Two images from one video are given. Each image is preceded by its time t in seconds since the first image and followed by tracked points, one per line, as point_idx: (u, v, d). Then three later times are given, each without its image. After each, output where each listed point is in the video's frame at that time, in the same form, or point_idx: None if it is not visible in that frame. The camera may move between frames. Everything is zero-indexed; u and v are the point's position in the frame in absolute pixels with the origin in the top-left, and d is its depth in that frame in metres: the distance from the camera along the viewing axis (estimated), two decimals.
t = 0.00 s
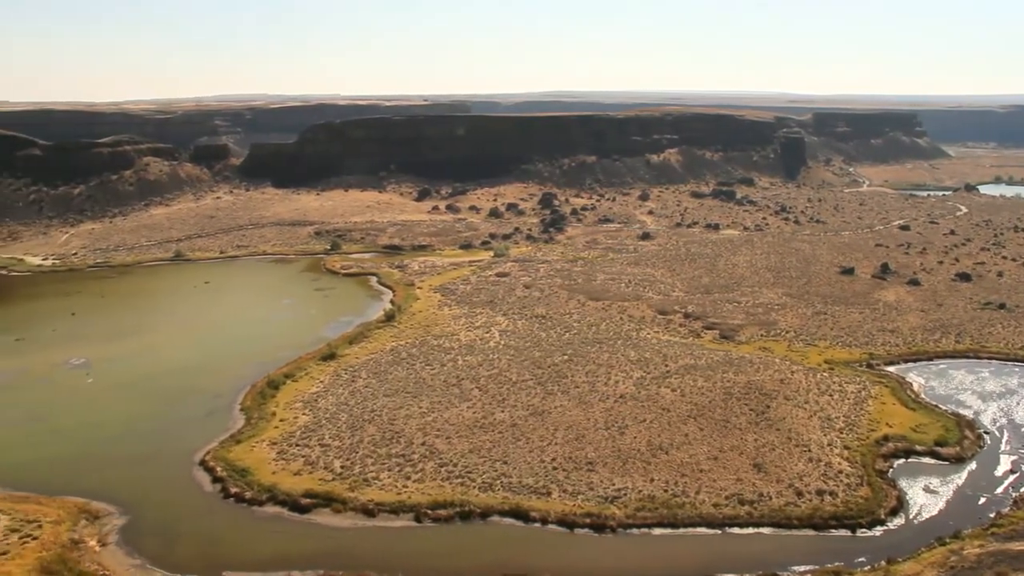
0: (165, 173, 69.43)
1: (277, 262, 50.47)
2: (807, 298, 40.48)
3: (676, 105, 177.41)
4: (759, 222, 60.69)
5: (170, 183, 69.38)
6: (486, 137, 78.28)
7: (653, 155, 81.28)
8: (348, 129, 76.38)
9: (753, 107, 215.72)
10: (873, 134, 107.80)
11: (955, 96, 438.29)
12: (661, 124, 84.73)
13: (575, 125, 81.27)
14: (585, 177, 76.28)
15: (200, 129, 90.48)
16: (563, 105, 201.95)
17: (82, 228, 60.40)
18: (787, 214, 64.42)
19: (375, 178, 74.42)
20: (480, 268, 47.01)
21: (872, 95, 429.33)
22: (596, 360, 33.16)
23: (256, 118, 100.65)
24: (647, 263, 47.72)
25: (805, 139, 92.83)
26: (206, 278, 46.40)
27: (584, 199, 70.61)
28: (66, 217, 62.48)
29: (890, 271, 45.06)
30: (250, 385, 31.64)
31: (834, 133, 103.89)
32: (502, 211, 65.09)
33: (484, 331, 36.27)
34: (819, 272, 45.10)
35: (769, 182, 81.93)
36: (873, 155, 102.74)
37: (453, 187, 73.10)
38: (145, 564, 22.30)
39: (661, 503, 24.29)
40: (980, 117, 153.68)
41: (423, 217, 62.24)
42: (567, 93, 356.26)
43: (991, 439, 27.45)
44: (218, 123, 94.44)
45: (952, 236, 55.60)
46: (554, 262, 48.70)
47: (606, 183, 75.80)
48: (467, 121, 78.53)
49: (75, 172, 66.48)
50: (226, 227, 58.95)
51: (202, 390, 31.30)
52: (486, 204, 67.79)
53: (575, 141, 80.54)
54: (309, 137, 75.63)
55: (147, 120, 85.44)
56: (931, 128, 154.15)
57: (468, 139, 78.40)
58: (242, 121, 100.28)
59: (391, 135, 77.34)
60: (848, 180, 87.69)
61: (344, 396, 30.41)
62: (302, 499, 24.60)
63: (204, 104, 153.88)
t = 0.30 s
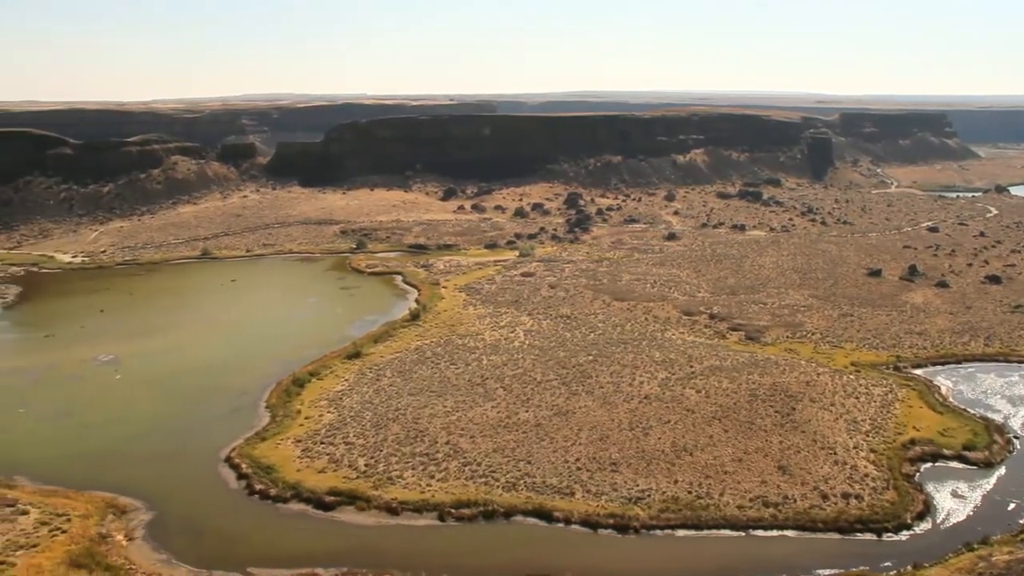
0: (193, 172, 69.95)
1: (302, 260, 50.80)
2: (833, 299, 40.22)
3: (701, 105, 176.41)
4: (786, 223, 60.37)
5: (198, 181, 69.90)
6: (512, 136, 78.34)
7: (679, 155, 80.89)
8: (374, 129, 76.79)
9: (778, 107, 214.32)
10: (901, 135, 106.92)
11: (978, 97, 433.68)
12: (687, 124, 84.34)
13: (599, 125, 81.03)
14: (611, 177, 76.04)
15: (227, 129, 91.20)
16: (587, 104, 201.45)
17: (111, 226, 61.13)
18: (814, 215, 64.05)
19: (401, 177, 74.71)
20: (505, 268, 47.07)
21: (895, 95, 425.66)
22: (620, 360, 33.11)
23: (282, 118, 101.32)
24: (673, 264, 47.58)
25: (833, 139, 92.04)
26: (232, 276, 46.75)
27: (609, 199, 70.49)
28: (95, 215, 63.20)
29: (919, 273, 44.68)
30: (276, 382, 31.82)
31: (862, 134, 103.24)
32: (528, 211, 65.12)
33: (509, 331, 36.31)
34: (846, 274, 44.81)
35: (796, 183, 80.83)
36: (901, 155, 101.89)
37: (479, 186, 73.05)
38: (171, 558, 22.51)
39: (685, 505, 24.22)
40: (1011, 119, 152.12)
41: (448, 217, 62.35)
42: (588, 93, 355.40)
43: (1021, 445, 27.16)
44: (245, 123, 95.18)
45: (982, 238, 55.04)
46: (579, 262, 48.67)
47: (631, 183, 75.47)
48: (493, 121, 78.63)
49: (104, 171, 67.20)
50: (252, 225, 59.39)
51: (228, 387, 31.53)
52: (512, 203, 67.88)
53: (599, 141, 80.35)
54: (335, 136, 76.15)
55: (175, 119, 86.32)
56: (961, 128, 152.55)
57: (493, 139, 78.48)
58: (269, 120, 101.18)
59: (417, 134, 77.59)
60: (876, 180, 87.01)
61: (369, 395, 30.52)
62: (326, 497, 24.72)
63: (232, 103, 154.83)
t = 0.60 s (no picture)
0: (220, 171, 70.52)
1: (327, 260, 51.10)
2: (860, 301, 39.93)
3: (728, 105, 175.15)
4: (812, 224, 60.02)
5: (225, 181, 70.46)
6: (537, 136, 78.34)
7: (705, 155, 80.13)
8: (400, 128, 77.14)
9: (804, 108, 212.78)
10: (930, 136, 105.87)
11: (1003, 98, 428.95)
12: (714, 124, 83.66)
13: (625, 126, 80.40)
14: (636, 178, 75.55)
15: (254, 128, 92.00)
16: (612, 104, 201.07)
17: (139, 224, 61.82)
18: (841, 216, 63.63)
19: (427, 176, 74.94)
20: (530, 268, 47.08)
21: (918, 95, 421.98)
22: (645, 361, 33.03)
23: (308, 118, 102.06)
24: (698, 264, 47.40)
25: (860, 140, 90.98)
26: (258, 275, 47.09)
27: (635, 199, 70.33)
28: (124, 213, 63.90)
29: (947, 275, 44.23)
30: (300, 381, 32.00)
31: (890, 134, 102.43)
32: (553, 211, 65.09)
33: (533, 331, 36.32)
34: (872, 276, 44.46)
35: (822, 185, 79.76)
36: (930, 156, 100.90)
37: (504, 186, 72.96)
38: (196, 554, 22.71)
39: (709, 507, 24.12)
40: None
41: (474, 216, 62.34)
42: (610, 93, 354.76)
43: None
44: (271, 122, 95.94)
45: (1013, 240, 54.42)
46: (604, 262, 48.63)
47: (657, 184, 74.95)
48: (519, 121, 78.67)
49: (133, 170, 67.92)
50: (279, 224, 59.79)
51: (253, 385, 31.72)
52: (537, 203, 67.91)
53: (624, 142, 79.83)
54: (361, 135, 76.64)
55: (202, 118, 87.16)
56: (991, 128, 150.79)
57: (518, 139, 78.51)
58: (296, 120, 102.08)
59: (442, 134, 77.86)
60: (903, 181, 86.19)
61: (393, 394, 30.63)
62: (350, 494, 24.83)
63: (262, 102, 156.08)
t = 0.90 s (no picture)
0: (250, 170, 71.08)
1: (355, 259, 51.40)
2: (889, 304, 39.58)
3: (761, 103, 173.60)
4: (842, 225, 59.64)
5: (254, 179, 71.00)
6: (565, 136, 78.28)
7: (733, 155, 79.41)
8: (428, 127, 77.55)
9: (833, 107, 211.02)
10: (963, 137, 104.64)
11: None
12: (743, 124, 82.84)
13: (653, 126, 79.80)
14: (664, 178, 74.99)
15: (282, 127, 92.73)
16: (639, 103, 200.53)
17: (169, 222, 62.55)
18: (871, 217, 63.12)
19: (455, 176, 75.21)
20: (558, 268, 47.07)
21: (944, 95, 417.51)
22: (672, 362, 32.93)
23: (336, 117, 102.93)
24: (727, 266, 47.19)
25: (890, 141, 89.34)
26: (286, 273, 47.41)
27: (664, 200, 70.07)
28: (154, 211, 64.65)
29: (979, 278, 43.69)
30: (328, 378, 32.18)
31: (921, 135, 101.47)
32: (580, 211, 65.01)
33: (560, 331, 36.31)
34: (903, 278, 44.03)
35: (852, 186, 78.55)
36: (962, 157, 99.71)
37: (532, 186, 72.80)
38: (224, 549, 22.89)
39: (735, 509, 24.01)
40: None
41: (501, 216, 62.33)
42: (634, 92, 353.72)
43: None
44: (300, 122, 96.71)
45: None
46: (632, 262, 48.55)
47: (685, 184, 74.35)
48: (547, 121, 78.67)
49: (164, 168, 68.66)
50: (307, 223, 60.18)
51: (281, 383, 31.94)
52: (565, 203, 67.92)
53: (652, 142, 79.29)
54: (389, 134, 77.16)
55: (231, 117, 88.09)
56: None
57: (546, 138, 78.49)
58: (324, 120, 102.91)
59: (471, 133, 78.09)
60: (935, 183, 85.27)
61: (420, 393, 30.73)
62: (376, 493, 24.93)
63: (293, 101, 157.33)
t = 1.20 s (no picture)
0: (284, 169, 71.79)
1: (388, 258, 51.76)
2: (925, 307, 39.14)
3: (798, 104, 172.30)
4: (877, 227, 59.11)
5: (288, 178, 71.64)
6: (599, 136, 78.09)
7: (767, 156, 78.63)
8: (462, 127, 78.03)
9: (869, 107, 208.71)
10: (1003, 137, 102.96)
11: None
12: (777, 125, 81.99)
13: (686, 126, 79.20)
14: (698, 178, 74.45)
15: (315, 127, 93.63)
16: (672, 104, 199.92)
17: (204, 220, 63.37)
18: (907, 219, 62.42)
19: (488, 176, 75.48)
20: (590, 268, 47.09)
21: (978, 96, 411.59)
22: (705, 363, 32.79)
23: (370, 117, 103.87)
24: (760, 267, 46.95)
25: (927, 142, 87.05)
26: (318, 272, 47.79)
27: (697, 200, 69.70)
28: (190, 209, 65.51)
29: (1017, 282, 43.06)
30: (359, 377, 32.39)
31: (960, 137, 100.07)
32: (613, 211, 64.91)
33: (592, 331, 36.29)
34: (939, 281, 43.49)
35: (888, 187, 77.09)
36: (1002, 158, 98.08)
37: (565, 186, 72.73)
38: (256, 545, 23.09)
39: (766, 512, 23.84)
40: None
41: (534, 216, 62.34)
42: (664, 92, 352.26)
43: None
44: (333, 121, 97.62)
45: None
46: (665, 263, 48.44)
47: (719, 184, 73.92)
48: (580, 121, 78.52)
49: (200, 167, 69.58)
50: (341, 221, 60.65)
51: (313, 381, 32.19)
52: (598, 204, 67.87)
53: (685, 142, 78.76)
54: (423, 134, 77.76)
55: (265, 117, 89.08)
56: None
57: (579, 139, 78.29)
58: (357, 120, 103.86)
59: (504, 133, 78.32)
60: (974, 185, 83.71)
61: (451, 392, 30.83)
62: (407, 491, 25.05)
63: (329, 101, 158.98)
